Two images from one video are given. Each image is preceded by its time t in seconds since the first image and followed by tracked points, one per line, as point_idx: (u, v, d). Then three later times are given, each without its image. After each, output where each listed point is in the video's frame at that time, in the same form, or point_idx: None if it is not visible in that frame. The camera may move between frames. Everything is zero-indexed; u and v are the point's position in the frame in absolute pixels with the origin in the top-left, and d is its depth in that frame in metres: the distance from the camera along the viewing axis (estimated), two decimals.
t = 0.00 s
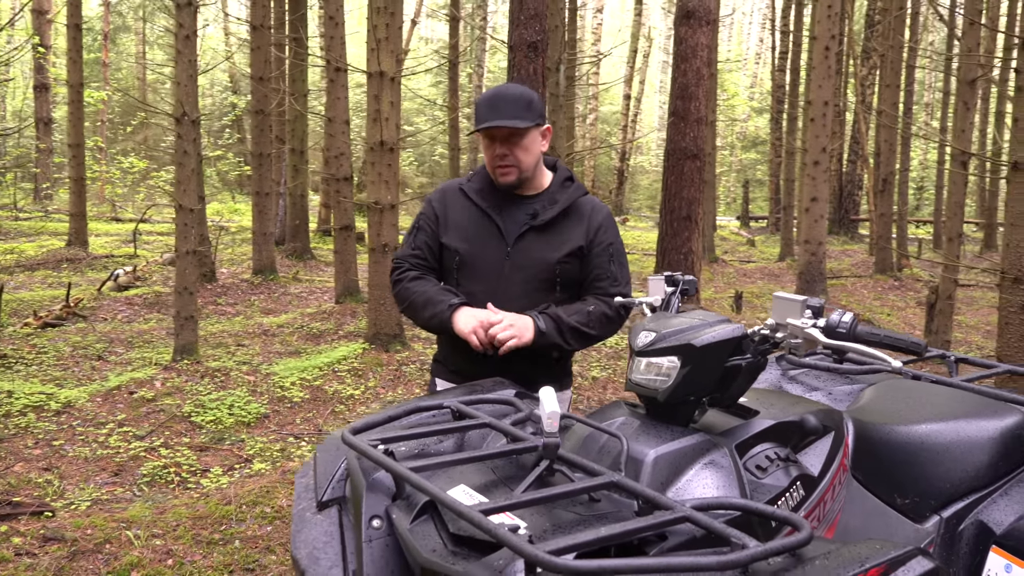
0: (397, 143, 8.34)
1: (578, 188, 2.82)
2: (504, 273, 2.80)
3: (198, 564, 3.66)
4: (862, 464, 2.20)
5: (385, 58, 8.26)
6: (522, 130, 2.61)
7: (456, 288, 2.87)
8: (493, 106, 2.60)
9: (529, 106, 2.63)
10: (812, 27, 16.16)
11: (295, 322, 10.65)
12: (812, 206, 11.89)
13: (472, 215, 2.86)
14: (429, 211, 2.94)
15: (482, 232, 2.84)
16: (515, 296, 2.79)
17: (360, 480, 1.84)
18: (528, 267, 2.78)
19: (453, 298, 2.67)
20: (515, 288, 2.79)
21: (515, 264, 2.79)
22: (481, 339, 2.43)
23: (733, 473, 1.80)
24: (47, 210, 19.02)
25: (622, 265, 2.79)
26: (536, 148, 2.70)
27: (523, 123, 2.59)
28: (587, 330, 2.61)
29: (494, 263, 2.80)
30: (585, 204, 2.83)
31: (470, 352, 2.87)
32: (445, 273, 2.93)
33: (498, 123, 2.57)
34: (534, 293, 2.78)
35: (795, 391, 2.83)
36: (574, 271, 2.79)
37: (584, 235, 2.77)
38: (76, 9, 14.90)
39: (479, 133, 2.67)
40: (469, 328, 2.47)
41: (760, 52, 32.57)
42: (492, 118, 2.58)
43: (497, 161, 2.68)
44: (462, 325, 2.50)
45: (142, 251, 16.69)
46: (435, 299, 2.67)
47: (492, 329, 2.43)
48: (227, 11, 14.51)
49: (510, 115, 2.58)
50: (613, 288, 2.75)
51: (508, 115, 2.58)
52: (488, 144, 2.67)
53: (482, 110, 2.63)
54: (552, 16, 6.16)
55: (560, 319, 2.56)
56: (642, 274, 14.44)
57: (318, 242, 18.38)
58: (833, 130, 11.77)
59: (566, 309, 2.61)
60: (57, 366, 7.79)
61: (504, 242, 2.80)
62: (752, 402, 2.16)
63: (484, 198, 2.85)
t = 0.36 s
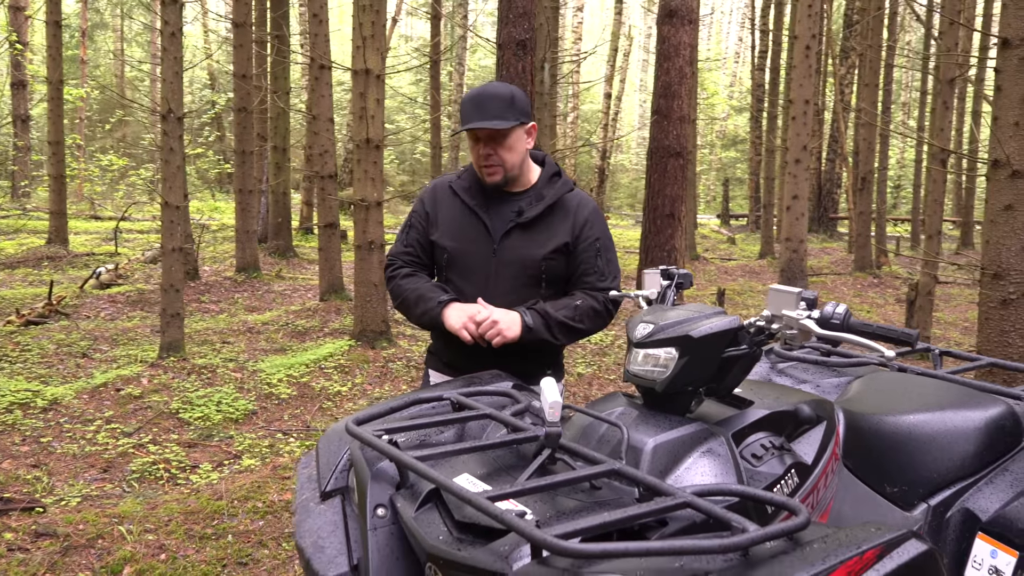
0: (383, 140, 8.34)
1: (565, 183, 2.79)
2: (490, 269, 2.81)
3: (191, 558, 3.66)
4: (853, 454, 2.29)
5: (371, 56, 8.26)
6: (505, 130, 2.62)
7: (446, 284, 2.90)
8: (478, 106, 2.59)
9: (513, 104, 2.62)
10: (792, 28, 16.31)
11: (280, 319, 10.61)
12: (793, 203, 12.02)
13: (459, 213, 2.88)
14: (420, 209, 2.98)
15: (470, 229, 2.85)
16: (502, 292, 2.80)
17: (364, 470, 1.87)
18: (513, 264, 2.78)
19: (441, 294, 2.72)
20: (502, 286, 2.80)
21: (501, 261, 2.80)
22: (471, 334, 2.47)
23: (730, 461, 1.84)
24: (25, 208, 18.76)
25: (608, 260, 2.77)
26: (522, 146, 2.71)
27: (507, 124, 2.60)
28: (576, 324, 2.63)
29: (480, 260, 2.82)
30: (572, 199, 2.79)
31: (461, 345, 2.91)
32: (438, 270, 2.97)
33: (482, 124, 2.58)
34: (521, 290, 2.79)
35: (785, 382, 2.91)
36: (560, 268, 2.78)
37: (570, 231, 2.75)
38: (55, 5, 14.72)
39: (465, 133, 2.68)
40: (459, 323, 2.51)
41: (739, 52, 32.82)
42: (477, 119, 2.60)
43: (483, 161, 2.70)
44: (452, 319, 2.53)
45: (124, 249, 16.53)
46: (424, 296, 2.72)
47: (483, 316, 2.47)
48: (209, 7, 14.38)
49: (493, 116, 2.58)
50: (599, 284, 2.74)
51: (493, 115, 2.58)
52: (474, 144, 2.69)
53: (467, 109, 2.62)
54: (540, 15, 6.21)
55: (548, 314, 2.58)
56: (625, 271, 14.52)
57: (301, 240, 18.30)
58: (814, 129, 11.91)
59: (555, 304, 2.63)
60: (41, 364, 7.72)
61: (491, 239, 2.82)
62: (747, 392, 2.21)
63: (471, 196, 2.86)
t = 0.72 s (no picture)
0: (371, 139, 8.32)
1: (550, 184, 2.77)
2: (474, 269, 2.80)
3: (184, 557, 3.65)
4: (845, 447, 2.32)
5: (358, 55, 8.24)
6: (495, 131, 2.61)
7: (431, 282, 2.90)
8: (470, 107, 2.61)
9: (505, 107, 2.64)
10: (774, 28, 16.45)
11: (266, 318, 10.56)
12: (777, 202, 12.11)
13: (444, 211, 2.87)
14: (408, 207, 2.98)
15: (455, 228, 2.84)
16: (486, 292, 2.79)
17: (365, 467, 1.89)
18: (496, 264, 2.77)
19: (425, 293, 2.73)
20: (485, 286, 2.79)
21: (485, 261, 2.78)
22: (452, 332, 2.52)
23: (726, 456, 1.87)
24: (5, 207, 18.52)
25: (592, 261, 2.75)
26: (511, 148, 2.70)
27: (497, 125, 2.60)
28: (555, 326, 2.62)
29: (464, 259, 2.81)
30: (557, 201, 2.78)
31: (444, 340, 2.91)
32: (424, 268, 2.97)
33: (473, 123, 2.58)
34: (505, 289, 2.77)
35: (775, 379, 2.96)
36: (543, 268, 2.76)
37: (553, 232, 2.73)
38: (37, 2, 14.56)
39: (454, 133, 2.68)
40: (440, 321, 2.55)
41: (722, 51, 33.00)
42: (468, 119, 2.60)
43: (471, 161, 2.69)
44: (433, 317, 2.58)
45: (106, 248, 16.38)
46: (409, 294, 2.73)
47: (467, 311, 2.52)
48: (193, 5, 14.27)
49: (484, 117, 2.59)
50: (584, 284, 2.72)
51: (483, 116, 2.60)
52: (463, 143, 2.69)
53: (459, 109, 2.64)
54: (530, 15, 6.22)
55: (529, 315, 2.58)
56: (611, 270, 14.55)
57: (286, 238, 18.20)
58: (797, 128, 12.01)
59: (536, 305, 2.63)
60: (26, 364, 7.65)
61: (475, 239, 2.80)
62: (741, 388, 2.24)
63: (457, 195, 2.85)
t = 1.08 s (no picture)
0: (358, 137, 8.28)
1: (512, 177, 2.76)
2: (441, 265, 2.74)
3: (175, 556, 3.62)
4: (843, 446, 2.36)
5: (346, 53, 8.20)
6: (464, 121, 2.59)
7: (396, 283, 2.81)
8: (440, 96, 2.55)
9: (474, 100, 2.62)
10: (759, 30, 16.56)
11: (251, 317, 10.49)
12: (763, 202, 12.19)
13: (405, 209, 2.79)
14: (366, 207, 2.88)
15: (418, 226, 2.77)
16: (455, 288, 2.74)
17: (369, 464, 1.89)
18: (464, 259, 2.72)
19: (393, 292, 2.65)
20: (454, 281, 2.73)
21: (452, 257, 2.73)
22: (426, 330, 2.43)
23: (728, 453, 1.89)
24: None
25: (557, 253, 2.75)
26: (477, 140, 2.68)
27: (468, 115, 2.57)
28: (528, 319, 2.61)
29: (430, 257, 2.74)
30: (520, 194, 2.76)
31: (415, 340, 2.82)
32: (386, 268, 2.87)
33: (444, 113, 2.55)
34: (474, 284, 2.73)
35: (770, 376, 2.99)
36: (511, 260, 2.73)
37: (519, 225, 2.71)
38: None
39: (420, 123, 2.63)
40: (412, 320, 2.46)
41: (705, 52, 33.16)
42: (438, 108, 2.55)
43: (438, 152, 2.65)
44: (405, 316, 2.48)
45: (88, 246, 16.18)
46: (376, 294, 2.64)
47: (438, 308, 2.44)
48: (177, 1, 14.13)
49: (456, 106, 2.56)
50: (552, 276, 2.71)
51: (453, 106, 2.56)
52: (430, 134, 2.64)
53: (428, 98, 2.57)
54: (522, 14, 6.20)
55: (503, 309, 2.56)
56: (595, 268, 14.57)
57: (270, 236, 18.09)
58: (782, 128, 12.10)
59: (507, 298, 2.61)
60: (9, 363, 7.54)
61: (441, 235, 2.74)
62: (740, 386, 2.26)
63: (419, 191, 2.78)
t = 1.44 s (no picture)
0: (342, 133, 8.18)
1: (455, 164, 2.71)
2: (393, 258, 2.61)
3: (163, 554, 3.55)
4: (844, 444, 2.42)
5: (330, 48, 8.13)
6: (413, 109, 2.57)
7: (346, 279, 2.64)
8: (388, 85, 2.55)
9: (420, 90, 2.61)
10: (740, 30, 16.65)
11: (231, 313, 10.35)
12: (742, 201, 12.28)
13: (350, 203, 2.65)
14: (308, 204, 2.70)
15: (366, 219, 2.63)
16: (409, 278, 2.61)
17: (375, 461, 1.87)
18: (415, 249, 2.62)
19: (344, 287, 2.49)
20: (408, 272, 2.61)
21: (404, 248, 2.61)
22: (377, 315, 2.32)
23: (736, 449, 1.89)
24: None
25: (512, 235, 2.73)
26: (424, 130, 2.66)
27: (416, 102, 2.55)
28: (515, 292, 2.54)
29: (380, 250, 2.61)
30: (465, 181, 2.73)
31: (367, 336, 2.62)
32: (334, 267, 2.70)
33: (392, 100, 2.52)
34: (428, 274, 2.62)
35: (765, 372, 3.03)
36: (463, 248, 2.67)
37: (469, 210, 2.66)
38: None
39: (366, 113, 2.59)
40: (361, 306, 2.34)
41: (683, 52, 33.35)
42: (385, 95, 2.53)
43: (385, 142, 2.59)
44: (353, 304, 2.36)
45: (62, 241, 15.88)
46: (326, 289, 2.47)
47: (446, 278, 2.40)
48: None
49: (406, 92, 2.55)
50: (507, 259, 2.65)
51: (400, 94, 2.54)
52: (376, 124, 2.59)
53: (376, 89, 2.56)
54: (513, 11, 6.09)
55: (496, 281, 2.50)
56: (575, 266, 14.54)
57: (248, 232, 17.88)
58: (762, 128, 12.20)
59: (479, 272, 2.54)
60: None
61: (389, 227, 2.62)
62: (743, 382, 2.28)
63: (364, 185, 2.66)
